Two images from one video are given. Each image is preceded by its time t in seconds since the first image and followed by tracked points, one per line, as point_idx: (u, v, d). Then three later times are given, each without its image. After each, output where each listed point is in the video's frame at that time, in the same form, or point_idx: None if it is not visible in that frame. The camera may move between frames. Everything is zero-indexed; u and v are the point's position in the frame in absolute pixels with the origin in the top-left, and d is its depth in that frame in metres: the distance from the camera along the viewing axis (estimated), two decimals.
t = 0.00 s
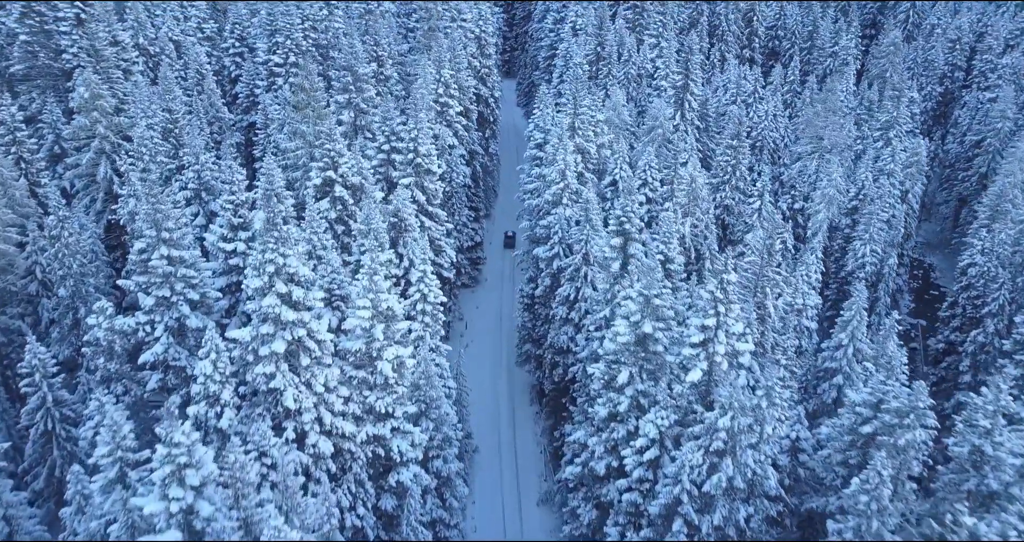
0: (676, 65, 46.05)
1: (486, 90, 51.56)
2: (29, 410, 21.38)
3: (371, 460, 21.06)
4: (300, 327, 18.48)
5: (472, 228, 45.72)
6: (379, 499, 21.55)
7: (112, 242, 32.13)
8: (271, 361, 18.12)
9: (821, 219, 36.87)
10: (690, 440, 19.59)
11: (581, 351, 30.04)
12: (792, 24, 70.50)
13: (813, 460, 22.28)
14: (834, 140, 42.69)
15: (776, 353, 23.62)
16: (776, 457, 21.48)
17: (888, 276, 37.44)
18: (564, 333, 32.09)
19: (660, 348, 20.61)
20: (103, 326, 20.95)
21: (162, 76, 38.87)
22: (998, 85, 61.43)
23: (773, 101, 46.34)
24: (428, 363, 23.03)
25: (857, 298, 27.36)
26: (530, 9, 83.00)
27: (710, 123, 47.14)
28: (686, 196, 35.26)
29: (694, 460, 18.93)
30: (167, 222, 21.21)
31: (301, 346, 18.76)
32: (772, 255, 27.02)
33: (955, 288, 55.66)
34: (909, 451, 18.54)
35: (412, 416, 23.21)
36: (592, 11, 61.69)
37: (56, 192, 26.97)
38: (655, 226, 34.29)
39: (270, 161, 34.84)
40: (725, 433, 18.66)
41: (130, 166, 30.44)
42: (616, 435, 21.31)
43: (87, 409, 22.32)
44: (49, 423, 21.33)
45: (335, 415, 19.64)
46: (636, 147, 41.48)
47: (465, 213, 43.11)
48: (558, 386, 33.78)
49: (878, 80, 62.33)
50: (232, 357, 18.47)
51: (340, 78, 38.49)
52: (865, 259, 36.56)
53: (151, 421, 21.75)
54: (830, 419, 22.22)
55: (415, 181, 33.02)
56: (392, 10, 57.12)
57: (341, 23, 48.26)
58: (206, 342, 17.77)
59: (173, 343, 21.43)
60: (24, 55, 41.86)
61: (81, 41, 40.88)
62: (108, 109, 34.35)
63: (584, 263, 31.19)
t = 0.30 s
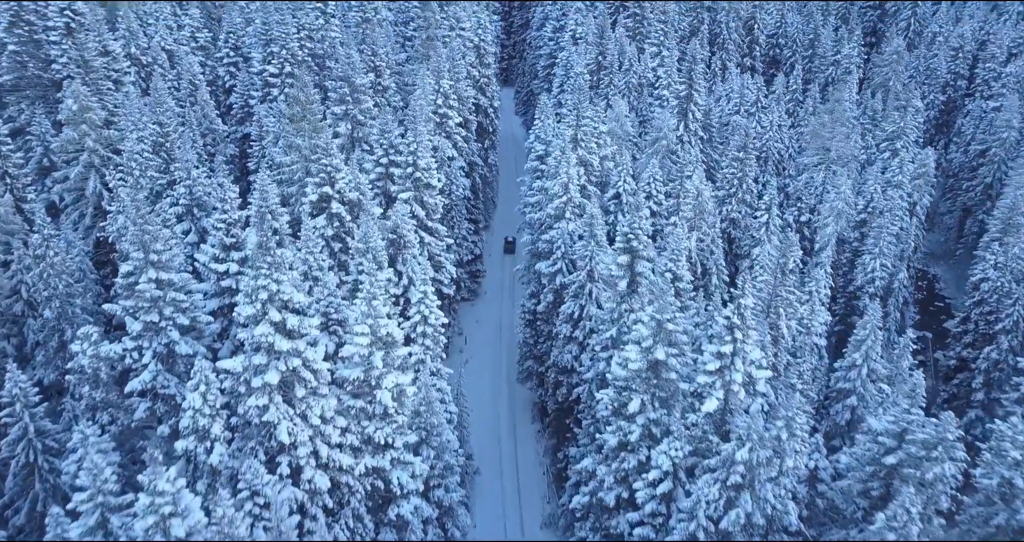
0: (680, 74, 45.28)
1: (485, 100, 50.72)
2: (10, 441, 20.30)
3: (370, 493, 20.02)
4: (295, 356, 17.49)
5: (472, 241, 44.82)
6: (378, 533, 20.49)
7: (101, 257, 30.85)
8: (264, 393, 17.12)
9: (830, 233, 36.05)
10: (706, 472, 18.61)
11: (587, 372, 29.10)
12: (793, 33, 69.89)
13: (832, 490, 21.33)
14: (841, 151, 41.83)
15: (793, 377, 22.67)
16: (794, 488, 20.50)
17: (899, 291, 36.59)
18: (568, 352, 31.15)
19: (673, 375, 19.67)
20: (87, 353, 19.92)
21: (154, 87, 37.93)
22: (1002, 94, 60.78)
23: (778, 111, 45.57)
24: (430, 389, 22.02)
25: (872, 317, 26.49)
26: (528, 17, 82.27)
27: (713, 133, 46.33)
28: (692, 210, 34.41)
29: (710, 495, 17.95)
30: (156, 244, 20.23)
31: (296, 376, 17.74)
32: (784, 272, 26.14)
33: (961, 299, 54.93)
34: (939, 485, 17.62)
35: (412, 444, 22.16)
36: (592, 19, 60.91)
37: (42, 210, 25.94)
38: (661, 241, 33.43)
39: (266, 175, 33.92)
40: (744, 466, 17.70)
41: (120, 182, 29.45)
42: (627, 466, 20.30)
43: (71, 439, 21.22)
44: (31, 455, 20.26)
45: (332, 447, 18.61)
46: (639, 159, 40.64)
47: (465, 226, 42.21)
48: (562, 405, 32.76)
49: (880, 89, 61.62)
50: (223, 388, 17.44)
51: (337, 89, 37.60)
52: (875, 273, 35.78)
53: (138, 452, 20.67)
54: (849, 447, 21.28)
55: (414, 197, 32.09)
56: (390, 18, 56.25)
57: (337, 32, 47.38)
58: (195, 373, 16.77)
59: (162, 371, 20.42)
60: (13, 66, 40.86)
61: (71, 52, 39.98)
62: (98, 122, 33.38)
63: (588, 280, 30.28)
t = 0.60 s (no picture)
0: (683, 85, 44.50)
1: (484, 111, 49.88)
2: None
3: (368, 532, 18.94)
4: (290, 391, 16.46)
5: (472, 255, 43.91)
6: None
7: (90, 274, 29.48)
8: (255, 431, 16.10)
9: (839, 249, 35.25)
10: (724, 510, 17.60)
11: (593, 394, 28.12)
12: (794, 42, 69.29)
13: (853, 525, 20.33)
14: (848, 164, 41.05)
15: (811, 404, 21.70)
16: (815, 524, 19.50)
17: (910, 307, 35.76)
18: (572, 374, 30.17)
19: (687, 406, 18.69)
20: (70, 385, 18.88)
21: (146, 100, 36.99)
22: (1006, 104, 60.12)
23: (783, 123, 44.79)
24: (431, 420, 20.98)
25: (888, 338, 25.64)
26: (526, 26, 81.55)
27: (717, 145, 45.51)
28: (699, 226, 33.61)
29: (729, 535, 16.94)
30: (143, 269, 19.20)
31: (290, 412, 16.71)
32: (799, 293, 25.20)
33: (967, 311, 54.24)
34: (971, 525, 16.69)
35: (413, 477, 21.10)
36: (592, 29, 60.18)
37: (26, 230, 24.89)
38: (666, 257, 32.54)
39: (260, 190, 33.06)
40: (766, 506, 16.71)
41: (109, 199, 28.45)
42: (639, 501, 19.28)
43: (52, 474, 20.13)
44: (9, 492, 19.15)
45: (328, 485, 17.55)
46: (642, 172, 39.83)
47: (464, 241, 41.29)
48: (567, 428, 31.66)
49: (883, 99, 60.96)
50: (212, 426, 16.41)
51: (334, 101, 36.71)
52: (885, 289, 35.03)
53: (123, 488, 19.58)
54: (871, 480, 20.31)
55: (414, 213, 31.15)
56: (387, 28, 55.42)
57: (334, 43, 46.54)
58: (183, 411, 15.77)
59: (150, 401, 19.44)
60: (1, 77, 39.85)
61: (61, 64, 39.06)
62: (87, 136, 32.42)
63: (594, 299, 29.32)
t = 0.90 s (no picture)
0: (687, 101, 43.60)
1: (484, 127, 48.90)
2: None
3: None
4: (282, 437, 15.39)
5: (471, 274, 42.87)
6: None
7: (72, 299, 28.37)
8: (243, 481, 14.98)
9: (851, 269, 34.28)
10: None
11: (600, 424, 26.94)
12: (795, 56, 68.58)
13: None
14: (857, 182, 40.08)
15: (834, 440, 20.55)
16: None
17: (923, 329, 34.74)
18: (578, 401, 28.99)
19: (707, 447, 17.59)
20: (46, 426, 17.65)
21: (137, 118, 35.91)
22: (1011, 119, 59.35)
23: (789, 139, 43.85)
24: (432, 459, 19.77)
25: (909, 366, 24.57)
26: (524, 39, 80.68)
27: (722, 161, 44.54)
28: (707, 246, 32.62)
29: None
30: (126, 302, 18.00)
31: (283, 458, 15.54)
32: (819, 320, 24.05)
33: (974, 329, 53.12)
34: None
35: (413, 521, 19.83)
36: (591, 43, 59.32)
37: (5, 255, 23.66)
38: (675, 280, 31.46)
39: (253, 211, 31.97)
40: None
41: (94, 222, 27.28)
42: None
43: (27, 519, 18.83)
44: None
45: (322, 536, 16.34)
46: (647, 190, 38.83)
47: (464, 260, 40.21)
48: (572, 458, 30.42)
49: (886, 114, 60.17)
50: (197, 475, 15.25)
51: (330, 118, 35.67)
52: (898, 311, 34.03)
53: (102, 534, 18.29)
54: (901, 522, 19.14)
55: (413, 235, 30.05)
56: (384, 42, 54.44)
57: (330, 58, 45.51)
58: (165, 459, 14.65)
59: (133, 442, 18.28)
60: None
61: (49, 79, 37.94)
62: (74, 155, 31.32)
63: (600, 324, 28.20)
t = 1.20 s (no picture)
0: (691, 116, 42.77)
1: (483, 143, 48.15)
2: None
3: None
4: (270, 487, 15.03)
5: (471, 293, 41.98)
6: None
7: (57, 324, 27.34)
8: (231, 533, 14.50)
9: (861, 290, 33.39)
10: None
11: (607, 454, 25.91)
12: (796, 70, 67.97)
13: None
14: (866, 198, 39.22)
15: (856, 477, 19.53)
16: None
17: (937, 351, 33.83)
18: (584, 429, 27.94)
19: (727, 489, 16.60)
20: (23, 468, 16.64)
21: (128, 135, 34.96)
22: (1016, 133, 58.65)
23: (794, 155, 43.07)
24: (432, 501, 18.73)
25: (928, 395, 23.64)
26: (522, 53, 80.00)
27: (726, 177, 43.70)
28: (715, 267, 31.47)
29: None
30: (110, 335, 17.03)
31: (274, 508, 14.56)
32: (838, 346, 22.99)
33: (983, 346, 52.18)
34: None
35: None
36: (591, 57, 58.62)
37: None
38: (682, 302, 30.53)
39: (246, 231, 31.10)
40: None
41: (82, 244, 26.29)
42: None
43: None
44: None
45: None
46: (651, 208, 37.95)
47: (464, 279, 39.25)
48: (578, 487, 29.33)
49: (889, 129, 59.48)
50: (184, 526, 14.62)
51: (326, 136, 34.78)
52: (911, 332, 33.13)
53: None
54: None
55: (412, 256, 29.06)
56: (381, 57, 53.64)
57: (327, 73, 44.67)
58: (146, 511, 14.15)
59: (116, 484, 17.25)
60: None
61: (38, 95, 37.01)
62: (61, 174, 30.18)
63: (607, 349, 27.19)
